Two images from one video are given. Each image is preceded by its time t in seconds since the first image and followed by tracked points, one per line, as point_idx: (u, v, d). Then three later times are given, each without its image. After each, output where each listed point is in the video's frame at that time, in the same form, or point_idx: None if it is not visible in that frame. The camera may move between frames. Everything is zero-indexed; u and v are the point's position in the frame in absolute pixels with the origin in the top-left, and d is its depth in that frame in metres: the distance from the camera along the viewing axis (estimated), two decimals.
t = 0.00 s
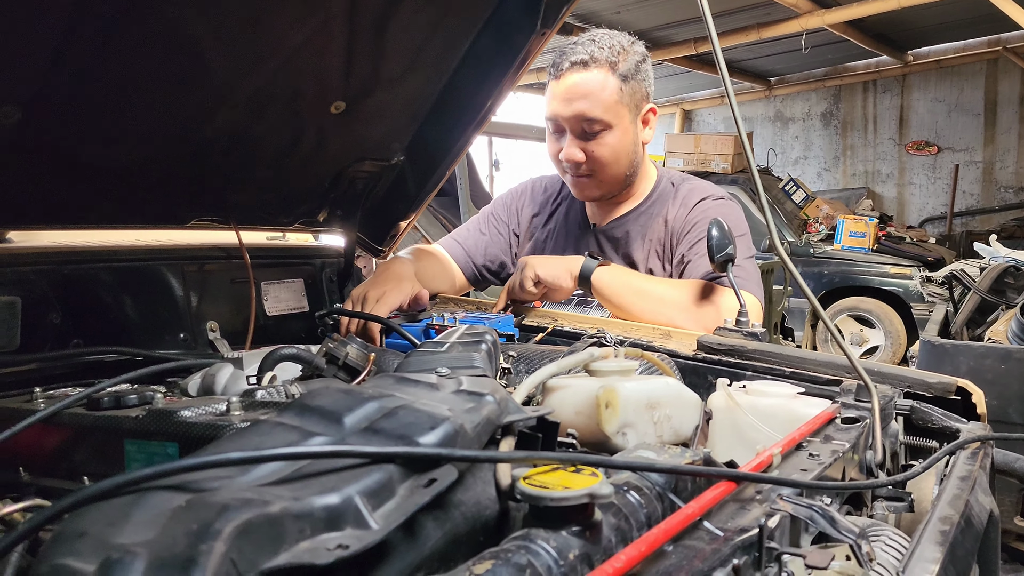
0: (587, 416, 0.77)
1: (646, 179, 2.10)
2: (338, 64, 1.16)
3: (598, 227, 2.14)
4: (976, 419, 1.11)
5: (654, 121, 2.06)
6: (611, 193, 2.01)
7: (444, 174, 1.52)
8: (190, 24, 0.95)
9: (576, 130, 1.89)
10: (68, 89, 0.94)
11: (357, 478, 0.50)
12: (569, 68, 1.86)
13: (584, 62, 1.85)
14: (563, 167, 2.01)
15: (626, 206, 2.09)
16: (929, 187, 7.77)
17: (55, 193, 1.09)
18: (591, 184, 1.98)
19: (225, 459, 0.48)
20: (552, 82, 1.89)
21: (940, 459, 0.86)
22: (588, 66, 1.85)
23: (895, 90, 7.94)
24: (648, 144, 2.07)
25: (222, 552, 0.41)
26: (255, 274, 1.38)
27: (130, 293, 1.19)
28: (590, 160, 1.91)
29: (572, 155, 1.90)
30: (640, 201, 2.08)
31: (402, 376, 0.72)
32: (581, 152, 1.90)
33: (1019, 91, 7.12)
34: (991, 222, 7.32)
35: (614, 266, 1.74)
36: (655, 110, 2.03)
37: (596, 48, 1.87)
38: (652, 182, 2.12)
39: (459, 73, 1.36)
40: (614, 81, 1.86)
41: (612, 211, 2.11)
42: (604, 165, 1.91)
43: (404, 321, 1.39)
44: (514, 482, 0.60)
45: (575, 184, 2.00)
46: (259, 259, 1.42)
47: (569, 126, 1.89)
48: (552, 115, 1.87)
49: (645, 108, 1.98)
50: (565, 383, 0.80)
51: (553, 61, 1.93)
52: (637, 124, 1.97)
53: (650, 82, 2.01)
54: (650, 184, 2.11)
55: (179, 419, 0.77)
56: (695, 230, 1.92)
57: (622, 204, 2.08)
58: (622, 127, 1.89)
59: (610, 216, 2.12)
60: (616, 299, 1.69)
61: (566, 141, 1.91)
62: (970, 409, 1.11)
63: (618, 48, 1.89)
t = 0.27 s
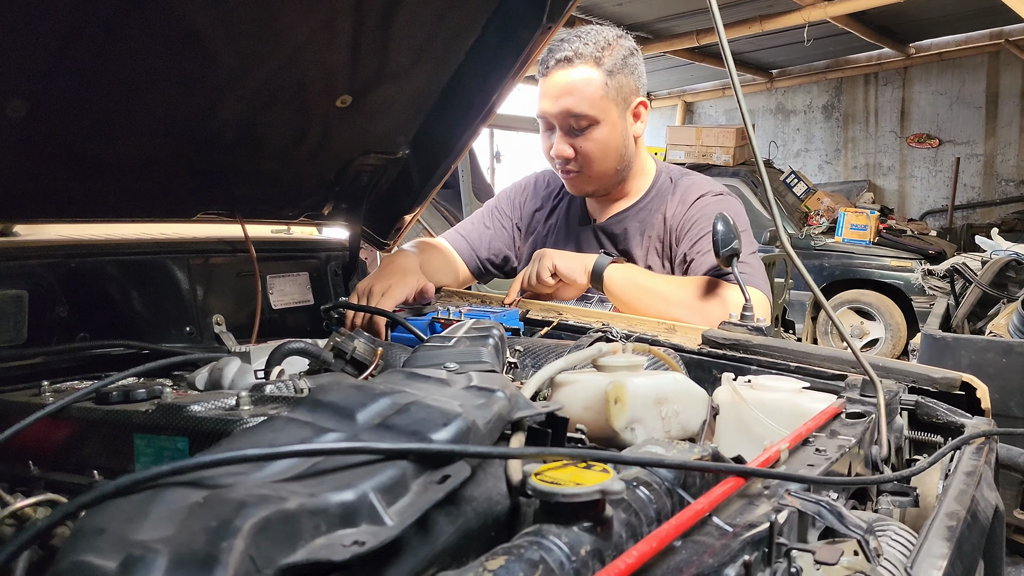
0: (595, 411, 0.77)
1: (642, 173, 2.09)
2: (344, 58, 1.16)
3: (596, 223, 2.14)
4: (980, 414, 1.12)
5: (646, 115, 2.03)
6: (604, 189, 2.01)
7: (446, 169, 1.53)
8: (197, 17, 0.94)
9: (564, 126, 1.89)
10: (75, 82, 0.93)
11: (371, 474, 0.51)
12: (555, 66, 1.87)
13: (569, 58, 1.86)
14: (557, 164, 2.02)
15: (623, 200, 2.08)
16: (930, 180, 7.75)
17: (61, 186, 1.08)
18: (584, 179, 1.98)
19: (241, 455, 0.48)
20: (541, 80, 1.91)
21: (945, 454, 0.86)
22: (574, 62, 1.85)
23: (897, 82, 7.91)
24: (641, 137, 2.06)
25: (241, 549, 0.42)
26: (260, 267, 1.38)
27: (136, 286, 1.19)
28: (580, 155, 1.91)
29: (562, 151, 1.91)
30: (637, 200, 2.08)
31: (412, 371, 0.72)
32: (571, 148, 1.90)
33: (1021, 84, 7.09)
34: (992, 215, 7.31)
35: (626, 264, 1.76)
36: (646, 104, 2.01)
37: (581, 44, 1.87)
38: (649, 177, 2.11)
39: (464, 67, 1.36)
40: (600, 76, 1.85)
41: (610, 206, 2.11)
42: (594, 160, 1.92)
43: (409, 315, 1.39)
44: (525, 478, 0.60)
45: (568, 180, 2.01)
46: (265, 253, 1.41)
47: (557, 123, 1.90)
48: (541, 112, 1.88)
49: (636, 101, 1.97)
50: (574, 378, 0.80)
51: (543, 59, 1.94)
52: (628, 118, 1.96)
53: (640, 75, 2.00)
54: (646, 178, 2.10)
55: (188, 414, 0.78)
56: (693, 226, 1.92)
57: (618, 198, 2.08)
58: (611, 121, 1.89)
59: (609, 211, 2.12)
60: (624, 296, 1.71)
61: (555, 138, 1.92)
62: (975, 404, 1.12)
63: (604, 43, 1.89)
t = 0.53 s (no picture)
0: (611, 409, 0.77)
1: (648, 163, 2.09)
2: (354, 52, 1.15)
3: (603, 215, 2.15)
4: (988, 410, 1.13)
5: (650, 104, 2.03)
6: (610, 180, 2.02)
7: (453, 165, 1.52)
8: (209, 13, 0.94)
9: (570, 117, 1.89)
10: (87, 78, 0.93)
11: (399, 475, 0.51)
12: (560, 56, 1.86)
13: (574, 48, 1.85)
14: (563, 155, 2.02)
15: (630, 190, 2.09)
16: (929, 170, 7.74)
17: (72, 181, 1.09)
18: (590, 170, 1.99)
19: (271, 456, 0.49)
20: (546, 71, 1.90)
21: (954, 451, 0.87)
22: (579, 52, 1.85)
23: (897, 72, 7.88)
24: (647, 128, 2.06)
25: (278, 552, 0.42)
26: (270, 261, 1.39)
27: (148, 280, 1.20)
28: (586, 147, 1.91)
29: (568, 142, 1.91)
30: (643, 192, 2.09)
31: (431, 370, 0.73)
32: (577, 139, 1.90)
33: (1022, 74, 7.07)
34: (992, 206, 7.31)
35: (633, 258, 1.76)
36: (651, 94, 2.01)
37: (586, 35, 1.86)
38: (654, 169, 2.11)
39: (473, 60, 1.35)
40: (606, 66, 1.85)
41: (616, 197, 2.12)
42: (600, 151, 1.92)
43: (418, 308, 1.40)
44: (546, 476, 0.61)
45: (574, 171, 2.01)
46: (274, 247, 1.42)
47: (563, 114, 1.89)
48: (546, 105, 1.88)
49: (641, 91, 1.97)
50: (588, 376, 0.81)
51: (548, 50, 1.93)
52: (633, 108, 1.95)
53: (645, 65, 2.00)
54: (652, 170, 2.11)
55: (207, 410, 0.78)
56: (701, 221, 1.93)
57: (624, 188, 2.08)
58: (617, 112, 1.88)
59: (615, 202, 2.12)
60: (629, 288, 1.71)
61: (561, 129, 1.92)
62: (981, 400, 1.13)
63: (608, 34, 1.88)
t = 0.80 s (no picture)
0: (642, 406, 0.78)
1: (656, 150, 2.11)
2: (377, 50, 1.16)
3: (616, 204, 2.14)
4: (1004, 404, 1.14)
5: (657, 91, 2.06)
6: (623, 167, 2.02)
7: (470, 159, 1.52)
8: (238, 12, 0.94)
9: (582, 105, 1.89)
10: (117, 78, 0.94)
11: (450, 474, 0.53)
12: (570, 46, 1.86)
13: (584, 37, 1.86)
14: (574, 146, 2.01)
15: (640, 177, 2.10)
16: (932, 160, 7.73)
17: (99, 178, 1.09)
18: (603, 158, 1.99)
19: (327, 457, 0.50)
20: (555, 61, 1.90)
21: (975, 449, 0.89)
22: (589, 40, 1.86)
23: (900, 62, 7.85)
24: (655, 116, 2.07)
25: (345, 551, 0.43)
26: (292, 256, 1.40)
27: (172, 276, 1.21)
28: (598, 133, 1.91)
29: (582, 130, 1.91)
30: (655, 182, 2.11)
31: (466, 368, 0.74)
32: (590, 126, 1.90)
33: None
34: (994, 196, 7.31)
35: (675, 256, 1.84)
36: (658, 81, 2.03)
37: (594, 24, 1.88)
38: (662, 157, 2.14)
39: (493, 57, 1.36)
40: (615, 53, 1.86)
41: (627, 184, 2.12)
42: (614, 138, 1.92)
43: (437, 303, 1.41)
44: (586, 474, 0.62)
45: (587, 160, 2.01)
46: (294, 242, 1.43)
47: (575, 103, 1.89)
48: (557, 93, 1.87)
49: (648, 78, 1.99)
50: (617, 373, 0.82)
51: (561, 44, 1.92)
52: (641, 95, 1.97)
53: (649, 53, 2.02)
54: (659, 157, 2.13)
55: (243, 407, 0.80)
56: (724, 219, 1.97)
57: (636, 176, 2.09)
58: (627, 97, 1.89)
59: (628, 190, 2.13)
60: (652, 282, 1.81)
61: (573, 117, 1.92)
62: (998, 394, 1.14)
63: (614, 23, 1.91)
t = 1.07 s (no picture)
0: (685, 404, 0.79)
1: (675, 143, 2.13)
2: (408, 49, 1.16)
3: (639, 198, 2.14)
4: None
5: (676, 85, 2.08)
6: (648, 159, 2.02)
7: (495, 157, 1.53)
8: (274, 13, 0.95)
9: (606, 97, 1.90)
10: (156, 79, 0.95)
11: (517, 474, 0.54)
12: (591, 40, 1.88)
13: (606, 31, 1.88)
14: (597, 140, 2.01)
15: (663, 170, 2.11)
16: (937, 152, 7.70)
17: (134, 177, 1.10)
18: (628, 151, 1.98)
19: (400, 457, 0.51)
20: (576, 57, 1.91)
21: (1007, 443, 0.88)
22: (609, 34, 1.88)
23: (906, 53, 7.82)
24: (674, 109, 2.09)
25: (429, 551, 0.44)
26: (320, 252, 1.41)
27: (204, 273, 1.22)
28: (623, 126, 1.92)
29: (607, 122, 1.91)
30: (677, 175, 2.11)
31: (516, 368, 0.75)
32: (615, 118, 1.90)
33: None
34: (998, 187, 7.29)
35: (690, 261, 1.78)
36: (677, 75, 2.05)
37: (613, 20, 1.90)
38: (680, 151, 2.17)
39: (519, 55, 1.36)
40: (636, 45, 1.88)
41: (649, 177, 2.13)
42: (639, 128, 1.92)
43: (464, 299, 1.42)
44: (640, 473, 0.63)
45: (611, 153, 2.00)
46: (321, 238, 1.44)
47: (599, 95, 1.90)
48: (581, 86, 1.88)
49: (666, 72, 2.01)
50: (659, 371, 0.83)
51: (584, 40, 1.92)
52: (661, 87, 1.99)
53: (666, 48, 2.05)
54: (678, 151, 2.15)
55: (290, 405, 0.81)
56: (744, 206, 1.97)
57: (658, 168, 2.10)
58: (650, 88, 1.91)
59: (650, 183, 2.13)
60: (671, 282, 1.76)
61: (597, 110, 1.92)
62: None
63: (632, 19, 1.94)
